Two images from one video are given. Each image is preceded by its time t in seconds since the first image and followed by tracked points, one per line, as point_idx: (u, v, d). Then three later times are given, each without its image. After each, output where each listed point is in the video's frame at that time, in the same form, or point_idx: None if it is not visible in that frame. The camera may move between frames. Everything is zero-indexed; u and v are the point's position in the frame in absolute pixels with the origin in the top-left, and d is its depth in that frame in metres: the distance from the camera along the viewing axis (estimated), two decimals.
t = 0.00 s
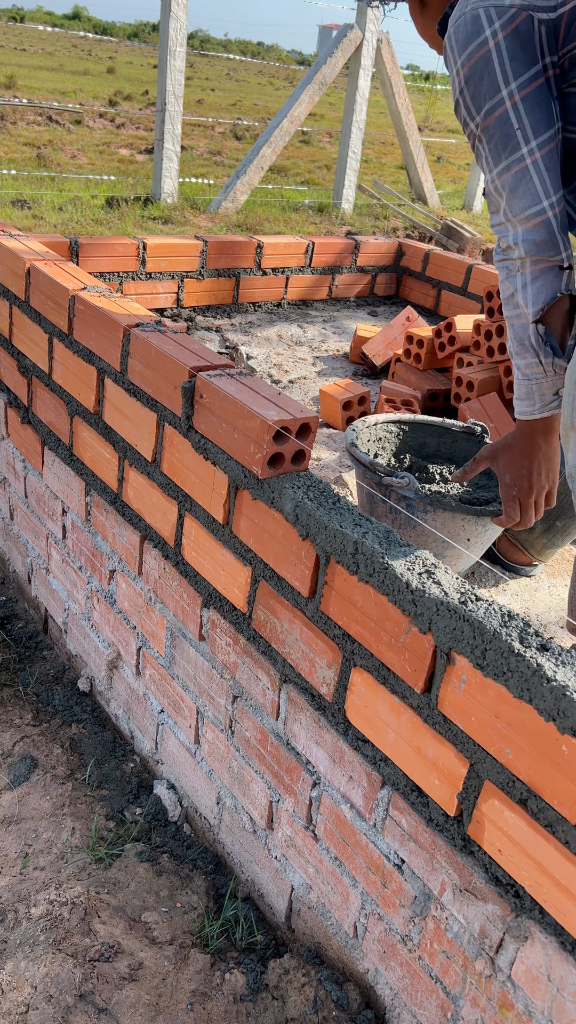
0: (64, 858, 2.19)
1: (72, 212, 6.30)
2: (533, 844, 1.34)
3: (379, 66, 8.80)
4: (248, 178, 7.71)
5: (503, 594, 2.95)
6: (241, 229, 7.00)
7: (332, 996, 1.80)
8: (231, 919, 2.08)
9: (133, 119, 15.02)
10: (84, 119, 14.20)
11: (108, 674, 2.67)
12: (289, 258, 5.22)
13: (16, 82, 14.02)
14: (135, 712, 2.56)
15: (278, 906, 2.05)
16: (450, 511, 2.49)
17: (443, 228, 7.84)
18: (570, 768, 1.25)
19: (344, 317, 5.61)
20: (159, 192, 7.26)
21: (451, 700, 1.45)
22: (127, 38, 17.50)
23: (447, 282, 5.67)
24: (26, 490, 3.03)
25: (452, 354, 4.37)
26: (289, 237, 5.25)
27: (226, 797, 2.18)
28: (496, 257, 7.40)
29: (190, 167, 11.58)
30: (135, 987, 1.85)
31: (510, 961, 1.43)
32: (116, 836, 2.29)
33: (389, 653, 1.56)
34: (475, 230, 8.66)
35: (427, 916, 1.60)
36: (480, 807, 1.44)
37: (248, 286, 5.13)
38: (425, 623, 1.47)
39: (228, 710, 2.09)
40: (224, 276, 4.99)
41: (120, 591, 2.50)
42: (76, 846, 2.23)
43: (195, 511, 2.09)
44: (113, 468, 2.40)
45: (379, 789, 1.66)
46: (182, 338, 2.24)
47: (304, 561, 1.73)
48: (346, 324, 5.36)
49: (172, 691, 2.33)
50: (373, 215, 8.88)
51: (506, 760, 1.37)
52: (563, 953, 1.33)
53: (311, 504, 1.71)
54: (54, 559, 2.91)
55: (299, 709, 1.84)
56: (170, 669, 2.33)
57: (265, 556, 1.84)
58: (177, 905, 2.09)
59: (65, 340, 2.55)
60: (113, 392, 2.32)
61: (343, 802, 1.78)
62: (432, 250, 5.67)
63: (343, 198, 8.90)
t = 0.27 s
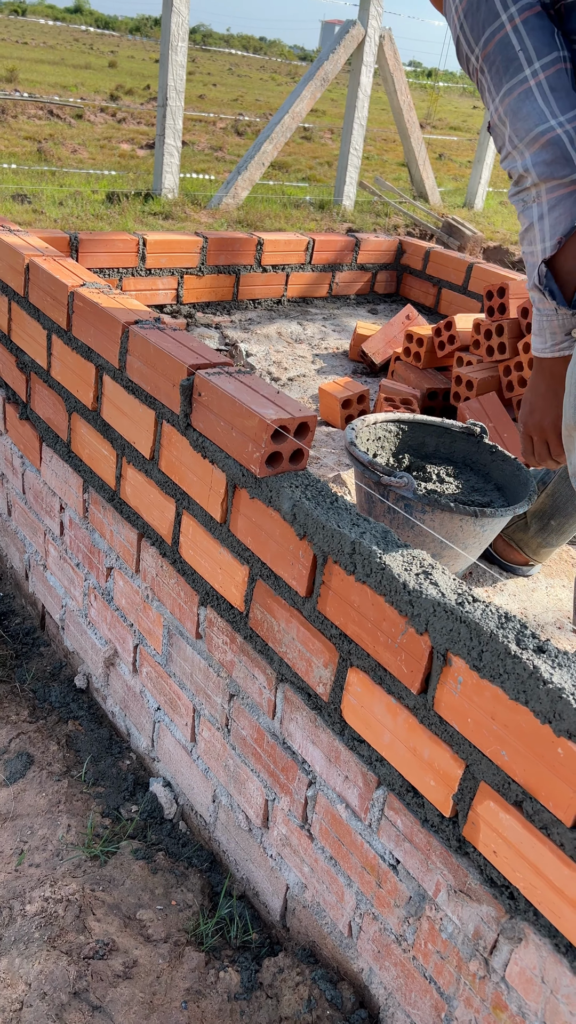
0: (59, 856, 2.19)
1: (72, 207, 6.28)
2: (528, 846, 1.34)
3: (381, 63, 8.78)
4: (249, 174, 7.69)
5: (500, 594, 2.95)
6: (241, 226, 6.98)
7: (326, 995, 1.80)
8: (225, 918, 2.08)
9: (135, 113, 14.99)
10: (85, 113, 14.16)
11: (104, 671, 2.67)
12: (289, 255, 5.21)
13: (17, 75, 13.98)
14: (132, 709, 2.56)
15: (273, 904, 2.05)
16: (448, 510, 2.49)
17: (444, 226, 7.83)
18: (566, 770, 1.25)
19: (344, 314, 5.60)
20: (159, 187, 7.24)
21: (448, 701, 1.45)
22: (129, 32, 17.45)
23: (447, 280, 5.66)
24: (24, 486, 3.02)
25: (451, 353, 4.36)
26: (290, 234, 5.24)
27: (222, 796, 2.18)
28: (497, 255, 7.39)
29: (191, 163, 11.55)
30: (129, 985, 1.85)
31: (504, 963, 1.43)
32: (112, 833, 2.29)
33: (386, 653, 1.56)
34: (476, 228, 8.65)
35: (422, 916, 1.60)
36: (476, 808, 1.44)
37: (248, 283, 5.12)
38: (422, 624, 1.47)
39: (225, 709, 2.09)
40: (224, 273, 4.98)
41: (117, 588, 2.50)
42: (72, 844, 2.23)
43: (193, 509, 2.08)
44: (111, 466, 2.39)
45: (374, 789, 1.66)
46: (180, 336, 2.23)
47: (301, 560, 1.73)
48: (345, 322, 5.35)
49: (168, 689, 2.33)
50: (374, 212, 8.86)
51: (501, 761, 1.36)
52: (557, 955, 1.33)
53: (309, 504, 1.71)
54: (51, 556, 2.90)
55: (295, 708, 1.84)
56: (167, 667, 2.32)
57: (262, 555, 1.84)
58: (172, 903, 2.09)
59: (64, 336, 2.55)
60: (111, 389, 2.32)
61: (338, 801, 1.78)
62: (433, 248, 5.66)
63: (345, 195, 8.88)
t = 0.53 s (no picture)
0: (54, 849, 2.19)
1: (72, 201, 6.26)
2: (520, 843, 1.35)
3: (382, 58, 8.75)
4: (249, 169, 7.68)
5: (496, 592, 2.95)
6: (241, 221, 6.97)
7: (320, 990, 1.81)
8: (220, 912, 2.08)
9: (135, 107, 14.94)
10: (85, 107, 14.11)
11: (101, 666, 2.67)
12: (288, 251, 5.20)
13: (17, 68, 13.93)
14: (128, 704, 2.57)
15: (268, 899, 2.06)
16: (445, 508, 2.49)
17: (444, 222, 7.82)
18: (559, 768, 1.25)
19: (343, 311, 5.60)
20: (159, 182, 7.22)
21: (442, 698, 1.45)
22: (129, 26, 17.38)
23: (446, 277, 5.65)
24: (22, 480, 3.02)
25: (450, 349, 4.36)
26: (289, 230, 5.23)
27: (217, 791, 2.19)
28: (497, 252, 7.38)
29: (191, 158, 11.53)
30: (124, 978, 1.86)
31: (497, 958, 1.44)
32: (107, 828, 2.29)
33: (381, 650, 1.56)
34: (476, 225, 8.64)
35: (415, 911, 1.61)
36: (470, 805, 1.44)
37: (247, 279, 5.11)
38: (417, 621, 1.47)
39: (221, 704, 2.10)
40: (223, 268, 4.97)
41: (114, 583, 2.50)
42: (68, 838, 2.23)
43: (190, 505, 2.08)
44: (109, 461, 2.39)
45: (369, 785, 1.67)
46: (178, 331, 2.23)
47: (297, 557, 1.73)
48: (344, 318, 5.35)
49: (165, 684, 2.33)
50: (374, 208, 8.84)
51: (495, 758, 1.37)
52: (549, 950, 1.33)
53: (305, 500, 1.71)
54: (48, 550, 2.91)
55: (291, 704, 1.85)
56: (163, 662, 2.33)
57: (259, 551, 1.84)
58: (166, 898, 2.10)
59: (62, 331, 2.55)
60: (109, 384, 2.32)
61: (333, 797, 1.78)
62: (432, 245, 5.66)
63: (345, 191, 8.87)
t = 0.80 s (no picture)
0: (46, 843, 2.20)
1: (69, 193, 6.23)
2: (509, 838, 1.35)
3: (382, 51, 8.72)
4: (248, 163, 7.65)
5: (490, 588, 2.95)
6: (239, 214, 6.95)
7: (309, 983, 1.82)
8: (211, 906, 2.09)
9: (134, 99, 14.87)
10: (84, 98, 14.04)
11: (94, 659, 2.67)
12: (285, 245, 5.19)
13: (16, 59, 13.86)
14: (121, 698, 2.57)
15: (259, 893, 2.06)
16: (438, 504, 2.49)
17: (443, 217, 7.81)
18: (548, 764, 1.25)
19: (340, 305, 5.59)
20: (157, 175, 7.20)
21: (432, 694, 1.45)
22: (129, 17, 17.29)
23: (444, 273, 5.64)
24: (16, 473, 3.02)
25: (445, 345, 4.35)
26: (286, 224, 5.22)
27: (209, 785, 2.19)
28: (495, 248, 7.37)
29: (190, 150, 11.48)
30: (114, 971, 1.86)
31: (485, 953, 1.44)
32: (99, 821, 2.30)
33: (372, 646, 1.56)
34: (474, 220, 8.62)
35: (404, 906, 1.61)
36: (459, 800, 1.44)
37: (244, 272, 5.09)
38: (408, 617, 1.47)
39: (213, 698, 2.10)
40: (220, 262, 4.95)
41: (107, 578, 2.50)
42: (59, 831, 2.24)
43: (183, 499, 2.08)
44: (102, 455, 2.39)
45: (359, 780, 1.67)
46: (173, 325, 2.23)
47: (290, 552, 1.73)
48: (341, 313, 5.34)
49: (157, 678, 2.33)
50: (373, 203, 8.81)
51: (484, 754, 1.37)
52: (537, 945, 1.34)
53: (298, 495, 1.71)
54: (42, 544, 2.90)
55: (282, 699, 1.85)
56: (156, 657, 2.33)
57: (252, 546, 1.84)
58: (158, 891, 2.10)
59: (56, 323, 2.54)
60: (103, 377, 2.31)
61: (324, 792, 1.78)
62: (430, 240, 5.64)
63: (343, 185, 8.83)
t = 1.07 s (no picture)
0: (36, 834, 2.20)
1: (66, 185, 6.21)
2: (495, 829, 1.36)
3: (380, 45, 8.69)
4: (245, 156, 7.62)
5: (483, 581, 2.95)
6: (235, 208, 6.93)
7: (297, 974, 1.82)
8: (201, 897, 2.09)
9: (131, 92, 14.81)
10: (81, 90, 13.98)
11: (86, 651, 2.67)
12: (280, 238, 5.17)
13: (13, 51, 13.79)
14: (113, 689, 2.57)
15: (248, 884, 2.07)
16: (430, 497, 2.49)
17: (440, 212, 7.80)
18: (533, 755, 1.25)
19: (336, 298, 5.58)
20: (154, 168, 7.17)
21: (420, 685, 1.46)
22: (127, 9, 17.21)
23: (439, 266, 5.63)
24: (8, 465, 3.01)
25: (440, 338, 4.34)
26: (282, 217, 5.21)
27: (200, 776, 2.19)
28: (492, 243, 7.35)
29: (187, 143, 11.43)
30: (103, 961, 1.86)
31: (471, 943, 1.44)
32: (89, 813, 2.30)
33: (360, 637, 1.56)
34: (472, 215, 8.60)
35: (391, 897, 1.61)
36: (446, 791, 1.45)
37: (239, 266, 5.08)
38: (396, 608, 1.47)
39: (203, 690, 2.10)
40: (215, 255, 4.94)
41: (99, 569, 2.50)
42: (49, 822, 2.24)
43: (174, 491, 2.08)
44: (94, 446, 2.38)
45: (348, 771, 1.67)
46: (164, 316, 2.22)
47: (279, 544, 1.73)
48: (336, 307, 5.33)
49: (148, 670, 2.33)
50: (371, 196, 8.78)
51: (471, 745, 1.37)
52: (522, 935, 1.34)
53: (288, 487, 1.71)
54: (34, 536, 2.90)
55: (272, 690, 1.85)
56: (147, 648, 2.33)
57: (242, 538, 1.84)
58: (147, 882, 2.11)
59: (48, 314, 2.53)
60: (95, 368, 2.30)
61: (312, 783, 1.79)
62: (426, 233, 5.63)
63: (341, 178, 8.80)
